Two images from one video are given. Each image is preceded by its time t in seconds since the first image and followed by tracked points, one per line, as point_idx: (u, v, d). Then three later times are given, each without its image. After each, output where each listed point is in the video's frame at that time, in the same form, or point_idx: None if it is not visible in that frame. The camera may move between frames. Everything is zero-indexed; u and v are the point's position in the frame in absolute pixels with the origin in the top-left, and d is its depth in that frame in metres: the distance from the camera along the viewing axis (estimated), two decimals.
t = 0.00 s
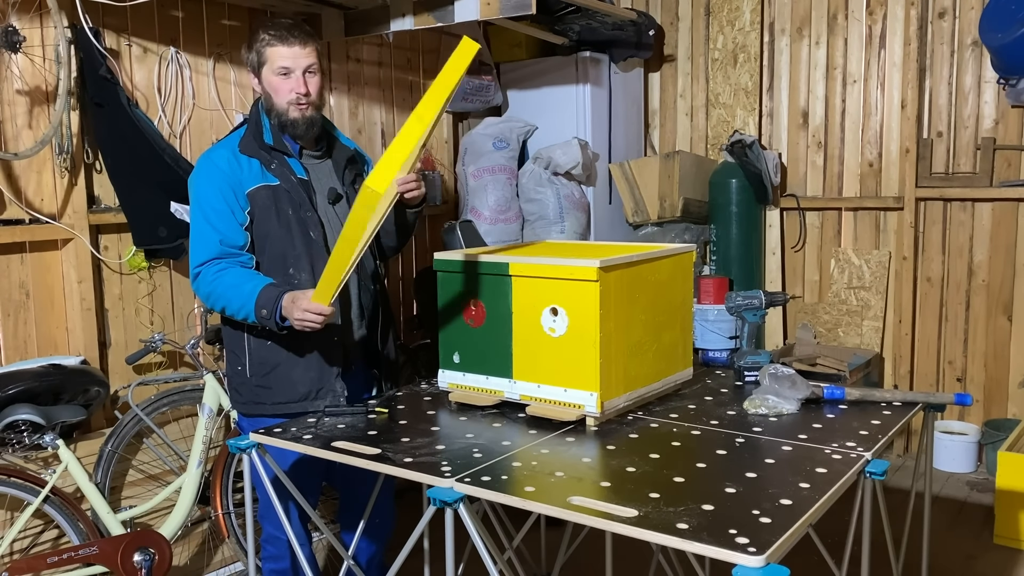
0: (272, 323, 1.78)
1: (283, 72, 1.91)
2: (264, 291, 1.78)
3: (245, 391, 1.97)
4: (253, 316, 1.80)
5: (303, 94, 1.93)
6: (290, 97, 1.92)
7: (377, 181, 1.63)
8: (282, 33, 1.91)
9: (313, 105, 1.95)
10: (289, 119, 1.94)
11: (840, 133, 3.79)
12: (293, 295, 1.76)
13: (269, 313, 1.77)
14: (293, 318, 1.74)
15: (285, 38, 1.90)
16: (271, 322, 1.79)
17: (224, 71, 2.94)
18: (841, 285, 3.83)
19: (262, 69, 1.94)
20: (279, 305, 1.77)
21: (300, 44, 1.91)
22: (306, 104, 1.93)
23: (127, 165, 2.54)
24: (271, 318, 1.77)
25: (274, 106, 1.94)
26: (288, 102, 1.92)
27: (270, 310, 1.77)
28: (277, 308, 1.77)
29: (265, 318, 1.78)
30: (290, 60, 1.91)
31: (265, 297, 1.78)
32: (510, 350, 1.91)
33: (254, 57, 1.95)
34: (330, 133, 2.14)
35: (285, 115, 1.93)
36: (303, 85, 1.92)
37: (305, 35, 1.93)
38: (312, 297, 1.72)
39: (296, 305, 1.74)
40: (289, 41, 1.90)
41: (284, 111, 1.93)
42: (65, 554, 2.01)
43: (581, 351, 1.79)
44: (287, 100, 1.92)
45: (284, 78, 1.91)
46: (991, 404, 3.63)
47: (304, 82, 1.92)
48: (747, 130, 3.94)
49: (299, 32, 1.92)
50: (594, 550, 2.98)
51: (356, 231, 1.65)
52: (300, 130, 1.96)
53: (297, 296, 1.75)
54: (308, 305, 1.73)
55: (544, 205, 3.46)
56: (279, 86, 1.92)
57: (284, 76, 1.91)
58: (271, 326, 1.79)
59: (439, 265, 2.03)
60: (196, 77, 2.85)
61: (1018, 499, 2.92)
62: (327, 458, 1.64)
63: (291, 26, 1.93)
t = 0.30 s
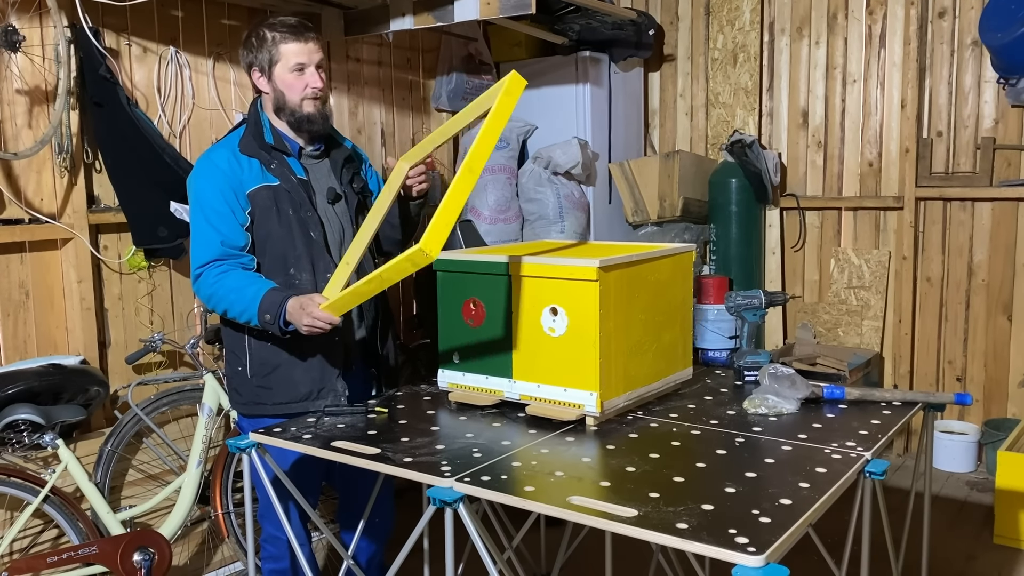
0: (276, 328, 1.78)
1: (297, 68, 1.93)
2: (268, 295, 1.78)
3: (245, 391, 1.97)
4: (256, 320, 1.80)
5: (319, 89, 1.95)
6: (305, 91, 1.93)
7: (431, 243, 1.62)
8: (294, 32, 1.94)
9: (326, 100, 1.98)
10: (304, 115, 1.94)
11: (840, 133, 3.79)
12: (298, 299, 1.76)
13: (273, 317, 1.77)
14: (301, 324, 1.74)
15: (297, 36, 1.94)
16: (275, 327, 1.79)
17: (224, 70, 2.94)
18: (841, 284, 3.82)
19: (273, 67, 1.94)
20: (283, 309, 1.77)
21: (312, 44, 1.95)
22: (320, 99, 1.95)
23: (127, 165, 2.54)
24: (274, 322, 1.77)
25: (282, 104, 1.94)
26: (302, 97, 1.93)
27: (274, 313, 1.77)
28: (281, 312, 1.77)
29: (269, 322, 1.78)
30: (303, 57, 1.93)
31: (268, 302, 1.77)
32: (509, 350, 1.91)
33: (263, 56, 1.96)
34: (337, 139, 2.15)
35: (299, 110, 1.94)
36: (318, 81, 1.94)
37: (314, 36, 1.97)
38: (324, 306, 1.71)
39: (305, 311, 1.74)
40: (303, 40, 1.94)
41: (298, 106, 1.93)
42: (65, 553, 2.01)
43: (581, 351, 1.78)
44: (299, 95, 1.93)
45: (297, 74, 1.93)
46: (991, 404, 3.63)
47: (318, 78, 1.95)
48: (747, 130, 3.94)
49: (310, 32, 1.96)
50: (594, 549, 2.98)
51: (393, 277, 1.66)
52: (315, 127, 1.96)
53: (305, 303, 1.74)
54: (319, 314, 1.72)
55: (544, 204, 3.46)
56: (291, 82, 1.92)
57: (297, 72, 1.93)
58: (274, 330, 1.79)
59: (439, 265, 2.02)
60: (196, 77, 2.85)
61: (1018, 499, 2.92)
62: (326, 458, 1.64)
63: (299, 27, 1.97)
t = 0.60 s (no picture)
0: (281, 344, 1.78)
1: (294, 65, 1.92)
2: (276, 314, 1.78)
3: (246, 391, 1.97)
4: (262, 333, 1.81)
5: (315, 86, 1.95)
6: (301, 88, 1.93)
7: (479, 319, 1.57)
8: (292, 28, 1.95)
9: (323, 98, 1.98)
10: (301, 111, 1.94)
11: (840, 133, 3.79)
12: (307, 316, 1.77)
13: (279, 334, 1.77)
14: (317, 346, 1.76)
15: (294, 33, 1.94)
16: (280, 344, 1.79)
17: (223, 70, 2.94)
18: (840, 284, 3.83)
19: (270, 64, 1.94)
20: (291, 326, 1.77)
21: (308, 40, 1.95)
22: (317, 96, 1.95)
23: (127, 165, 2.54)
24: (280, 339, 1.78)
25: (279, 101, 1.94)
26: (299, 94, 1.93)
27: (280, 331, 1.77)
28: (288, 330, 1.77)
29: (275, 339, 1.78)
30: (301, 53, 1.93)
31: (275, 320, 1.77)
32: (510, 350, 1.90)
33: (261, 53, 1.96)
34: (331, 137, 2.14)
35: (296, 107, 1.94)
36: (315, 78, 1.94)
37: (311, 33, 1.97)
38: (337, 326, 1.71)
39: (317, 333, 1.74)
40: (299, 36, 1.94)
41: (295, 103, 1.94)
42: (65, 553, 2.00)
43: (581, 350, 1.78)
44: (296, 92, 1.93)
45: (294, 70, 1.93)
46: (991, 404, 3.63)
47: (315, 76, 1.95)
48: (747, 129, 3.94)
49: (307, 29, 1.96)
50: (593, 549, 2.98)
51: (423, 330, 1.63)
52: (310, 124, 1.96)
53: (317, 326, 1.74)
54: (333, 334, 1.73)
55: (543, 204, 3.46)
56: (288, 79, 1.92)
57: (294, 69, 1.93)
58: (279, 346, 1.80)
59: (438, 265, 2.02)
60: (196, 77, 2.85)
61: (1018, 498, 2.92)
62: (326, 458, 1.64)
63: (296, 23, 1.97)
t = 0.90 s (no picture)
0: (276, 353, 1.79)
1: (290, 64, 1.92)
2: (271, 321, 1.79)
3: (245, 392, 1.97)
4: (256, 339, 1.81)
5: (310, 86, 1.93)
6: (296, 88, 1.92)
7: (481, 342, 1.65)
8: (289, 27, 1.94)
9: (318, 98, 1.97)
10: (295, 111, 1.93)
11: (840, 132, 3.79)
12: (303, 324, 1.78)
13: (273, 343, 1.78)
14: (314, 353, 1.77)
15: (290, 32, 1.93)
16: (274, 352, 1.79)
17: (224, 70, 2.94)
18: (840, 284, 3.82)
19: (266, 63, 1.93)
20: (285, 334, 1.78)
21: (304, 40, 1.94)
22: (312, 96, 1.94)
23: (127, 165, 2.54)
24: (275, 347, 1.78)
25: (274, 100, 1.94)
26: (293, 94, 1.92)
27: (275, 339, 1.78)
28: (282, 338, 1.78)
29: (269, 347, 1.78)
30: (298, 52, 1.92)
31: (270, 328, 1.78)
32: (509, 350, 1.90)
33: (258, 53, 1.95)
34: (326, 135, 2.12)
35: (290, 107, 1.93)
36: (310, 77, 1.93)
37: (308, 32, 1.96)
38: (332, 335, 1.75)
39: (312, 342, 1.76)
40: (295, 35, 1.93)
41: (289, 103, 1.93)
42: (65, 553, 2.00)
43: (581, 350, 1.78)
44: (291, 92, 1.92)
45: (290, 70, 1.92)
46: (991, 403, 3.63)
47: (310, 75, 1.93)
48: (747, 129, 3.94)
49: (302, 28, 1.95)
50: (593, 549, 2.98)
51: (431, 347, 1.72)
52: (303, 125, 1.96)
53: (313, 335, 1.76)
54: (327, 342, 1.76)
55: (543, 204, 3.46)
56: (284, 79, 1.92)
57: (289, 68, 1.92)
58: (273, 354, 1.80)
59: (439, 265, 2.02)
60: (196, 76, 2.85)
61: (1018, 498, 2.92)
62: (326, 457, 1.64)
63: (293, 22, 1.96)
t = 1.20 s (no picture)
0: (274, 352, 1.79)
1: (269, 63, 1.90)
2: (270, 320, 1.79)
3: (243, 391, 1.96)
4: (255, 337, 1.81)
5: (287, 86, 1.91)
6: (275, 88, 1.90)
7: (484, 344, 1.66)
8: (268, 25, 1.91)
9: (300, 97, 1.93)
10: (273, 112, 1.92)
11: (840, 132, 3.79)
12: (301, 323, 1.78)
13: (272, 342, 1.78)
14: (312, 352, 1.77)
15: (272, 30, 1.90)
16: (272, 351, 1.80)
17: (224, 70, 2.94)
18: (841, 283, 3.82)
19: (251, 63, 1.94)
20: (283, 335, 1.77)
21: (285, 38, 1.90)
22: (291, 96, 1.92)
23: (126, 165, 2.54)
24: (274, 346, 1.78)
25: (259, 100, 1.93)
26: (273, 94, 1.91)
27: (273, 339, 1.77)
28: (281, 338, 1.77)
29: (268, 346, 1.78)
30: (275, 52, 1.90)
31: (269, 327, 1.78)
32: (509, 350, 1.90)
33: (245, 52, 1.95)
34: (319, 129, 2.10)
35: (270, 107, 1.92)
36: (288, 77, 1.90)
37: (291, 28, 1.91)
38: (332, 335, 1.75)
39: (312, 342, 1.76)
40: (274, 34, 1.89)
41: (269, 104, 1.92)
42: (65, 553, 2.00)
43: (581, 350, 1.78)
44: (271, 92, 1.91)
45: (269, 70, 1.91)
46: (991, 403, 3.63)
47: (289, 75, 1.91)
48: (747, 128, 3.94)
49: (284, 25, 1.91)
50: (593, 549, 2.98)
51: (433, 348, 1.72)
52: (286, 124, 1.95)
53: (312, 334, 1.76)
54: (327, 341, 1.76)
55: (543, 203, 3.46)
56: (265, 78, 1.91)
57: (269, 68, 1.91)
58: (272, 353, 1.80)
59: (439, 264, 2.02)
60: (196, 76, 2.85)
61: (1018, 498, 2.92)
62: (327, 456, 1.64)
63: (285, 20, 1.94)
